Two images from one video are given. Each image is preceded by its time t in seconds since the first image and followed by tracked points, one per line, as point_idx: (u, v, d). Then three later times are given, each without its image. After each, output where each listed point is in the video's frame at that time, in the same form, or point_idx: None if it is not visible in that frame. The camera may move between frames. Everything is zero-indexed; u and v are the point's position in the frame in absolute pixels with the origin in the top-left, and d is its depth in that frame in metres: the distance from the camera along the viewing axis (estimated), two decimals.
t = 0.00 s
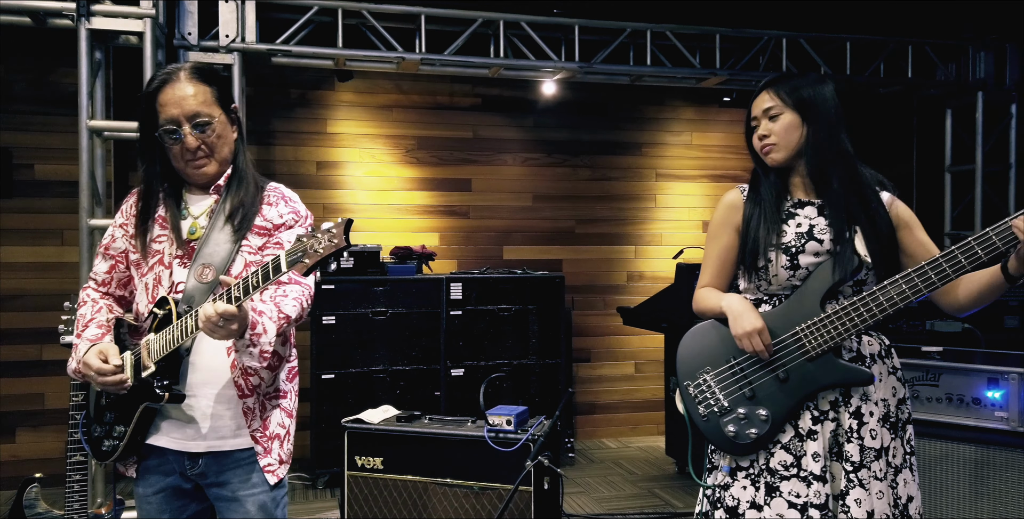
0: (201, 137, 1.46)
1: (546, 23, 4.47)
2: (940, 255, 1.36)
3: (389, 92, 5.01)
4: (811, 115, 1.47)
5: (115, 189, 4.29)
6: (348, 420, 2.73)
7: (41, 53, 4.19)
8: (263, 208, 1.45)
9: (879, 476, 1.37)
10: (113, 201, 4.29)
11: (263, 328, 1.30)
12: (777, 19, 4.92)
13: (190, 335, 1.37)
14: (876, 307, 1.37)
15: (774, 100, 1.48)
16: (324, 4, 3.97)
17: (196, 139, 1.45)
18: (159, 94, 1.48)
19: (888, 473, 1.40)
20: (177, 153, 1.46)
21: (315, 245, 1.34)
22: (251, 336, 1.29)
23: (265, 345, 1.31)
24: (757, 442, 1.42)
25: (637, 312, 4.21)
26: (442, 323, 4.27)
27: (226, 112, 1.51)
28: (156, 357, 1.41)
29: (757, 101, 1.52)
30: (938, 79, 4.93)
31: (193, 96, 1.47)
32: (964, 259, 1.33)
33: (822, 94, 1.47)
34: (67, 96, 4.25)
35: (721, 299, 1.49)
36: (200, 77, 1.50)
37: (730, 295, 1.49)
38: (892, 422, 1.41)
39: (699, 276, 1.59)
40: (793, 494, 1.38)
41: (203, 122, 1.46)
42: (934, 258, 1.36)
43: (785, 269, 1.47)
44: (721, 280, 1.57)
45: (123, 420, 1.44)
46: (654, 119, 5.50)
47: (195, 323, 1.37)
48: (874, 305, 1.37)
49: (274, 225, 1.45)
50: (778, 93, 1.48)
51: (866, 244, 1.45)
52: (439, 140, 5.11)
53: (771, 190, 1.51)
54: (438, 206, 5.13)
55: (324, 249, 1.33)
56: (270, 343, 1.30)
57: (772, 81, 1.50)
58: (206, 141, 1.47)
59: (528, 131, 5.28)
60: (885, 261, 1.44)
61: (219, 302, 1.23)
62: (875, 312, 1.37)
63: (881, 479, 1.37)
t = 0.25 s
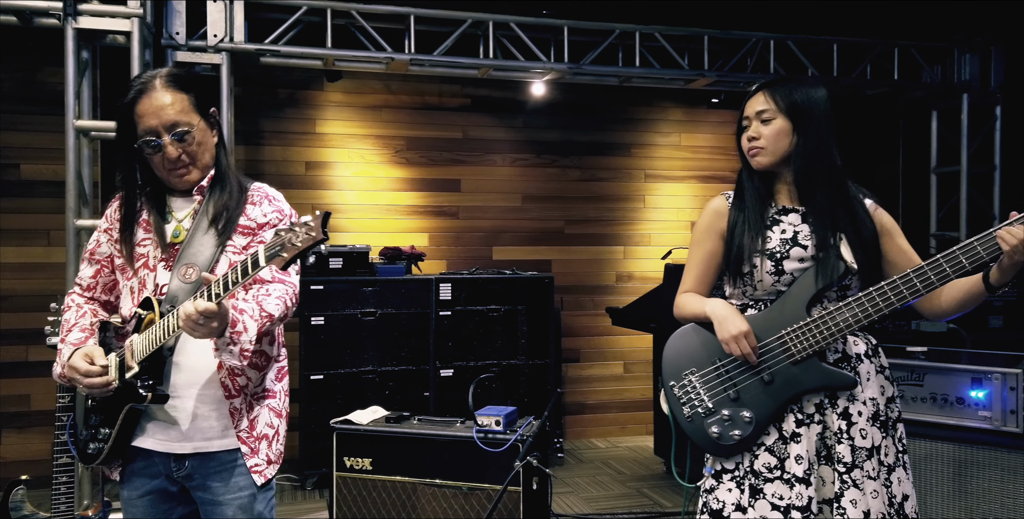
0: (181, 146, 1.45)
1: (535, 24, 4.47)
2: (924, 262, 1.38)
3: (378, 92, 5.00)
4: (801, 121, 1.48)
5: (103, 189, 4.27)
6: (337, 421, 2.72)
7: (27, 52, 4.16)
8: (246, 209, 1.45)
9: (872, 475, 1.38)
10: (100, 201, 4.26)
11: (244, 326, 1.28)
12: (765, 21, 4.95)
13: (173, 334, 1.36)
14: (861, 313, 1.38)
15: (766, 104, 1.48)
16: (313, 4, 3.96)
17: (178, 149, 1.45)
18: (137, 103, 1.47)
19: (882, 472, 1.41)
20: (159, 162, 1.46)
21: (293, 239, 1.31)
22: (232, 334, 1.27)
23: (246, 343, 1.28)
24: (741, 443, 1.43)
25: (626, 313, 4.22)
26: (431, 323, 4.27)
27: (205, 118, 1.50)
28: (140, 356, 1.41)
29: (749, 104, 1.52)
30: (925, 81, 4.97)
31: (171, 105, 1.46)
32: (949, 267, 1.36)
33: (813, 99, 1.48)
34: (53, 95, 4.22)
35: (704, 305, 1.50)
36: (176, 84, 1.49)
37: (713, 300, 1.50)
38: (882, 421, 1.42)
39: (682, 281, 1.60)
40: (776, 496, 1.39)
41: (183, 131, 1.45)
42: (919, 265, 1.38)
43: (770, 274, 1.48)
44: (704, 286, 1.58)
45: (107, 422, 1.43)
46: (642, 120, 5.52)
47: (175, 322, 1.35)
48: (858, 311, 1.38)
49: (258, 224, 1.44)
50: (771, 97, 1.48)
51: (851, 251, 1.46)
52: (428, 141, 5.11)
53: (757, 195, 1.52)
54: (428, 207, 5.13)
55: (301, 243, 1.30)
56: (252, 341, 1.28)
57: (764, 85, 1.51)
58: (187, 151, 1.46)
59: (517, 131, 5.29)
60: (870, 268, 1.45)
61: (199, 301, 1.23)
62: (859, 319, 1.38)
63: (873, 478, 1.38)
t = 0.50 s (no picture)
0: (157, 137, 1.45)
1: (520, 24, 4.48)
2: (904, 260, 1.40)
3: (362, 92, 4.98)
4: (781, 117, 1.49)
5: (83, 189, 4.24)
6: (320, 422, 2.71)
7: (6, 50, 4.11)
8: (225, 206, 1.45)
9: (849, 472, 1.40)
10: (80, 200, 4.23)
11: (247, 320, 1.31)
12: (748, 22, 4.98)
13: (156, 336, 1.35)
14: (842, 310, 1.40)
15: (748, 100, 1.49)
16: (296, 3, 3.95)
17: (152, 139, 1.44)
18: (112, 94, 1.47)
19: (859, 470, 1.42)
20: (134, 155, 1.45)
21: (278, 241, 1.31)
22: (238, 326, 1.29)
23: (249, 335, 1.30)
24: (723, 439, 1.44)
25: (611, 312, 4.24)
26: (416, 324, 4.26)
27: (182, 111, 1.50)
28: (122, 359, 1.39)
29: (730, 100, 1.53)
30: (905, 83, 5.02)
31: (147, 96, 1.46)
32: (927, 266, 1.39)
33: (794, 96, 1.49)
34: (32, 93, 4.18)
35: (685, 303, 1.51)
36: (153, 76, 1.49)
37: (694, 299, 1.51)
38: (860, 419, 1.43)
39: (662, 276, 1.61)
40: (756, 491, 1.40)
41: (158, 121, 1.45)
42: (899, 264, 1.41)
43: (752, 271, 1.49)
44: (685, 281, 1.59)
45: (89, 424, 1.40)
46: (627, 120, 5.53)
47: (161, 321, 1.34)
48: (839, 308, 1.40)
49: (237, 223, 1.44)
50: (754, 93, 1.49)
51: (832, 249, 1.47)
52: (412, 140, 5.10)
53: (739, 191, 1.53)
54: (412, 207, 5.12)
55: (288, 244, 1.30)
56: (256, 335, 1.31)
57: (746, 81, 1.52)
58: (162, 141, 1.46)
59: (502, 132, 5.29)
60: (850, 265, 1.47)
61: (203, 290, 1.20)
62: (840, 315, 1.40)
63: (849, 475, 1.39)
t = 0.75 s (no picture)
0: (141, 140, 1.44)
1: (504, 25, 4.48)
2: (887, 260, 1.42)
3: (345, 92, 4.97)
4: (764, 119, 1.51)
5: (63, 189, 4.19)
6: (303, 423, 2.70)
7: None
8: (211, 207, 1.44)
9: (824, 472, 1.41)
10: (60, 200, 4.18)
11: (233, 318, 1.30)
12: (731, 24, 5.02)
13: (141, 340, 1.34)
14: (826, 308, 1.42)
15: (728, 102, 1.51)
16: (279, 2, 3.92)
17: (137, 143, 1.43)
18: (95, 97, 1.46)
19: (833, 470, 1.43)
20: (118, 158, 1.44)
21: (269, 247, 1.29)
22: (221, 327, 1.28)
23: (237, 334, 1.30)
24: (705, 436, 1.45)
25: (594, 313, 4.25)
26: (400, 324, 4.25)
27: (165, 113, 1.49)
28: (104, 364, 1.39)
29: (711, 102, 1.55)
30: (885, 85, 5.08)
31: (129, 98, 1.44)
32: (912, 267, 1.40)
33: (774, 99, 1.52)
34: (10, 92, 4.12)
35: (671, 299, 1.52)
36: (134, 78, 1.47)
37: (680, 296, 1.52)
38: (838, 419, 1.45)
39: (646, 273, 1.61)
40: (739, 488, 1.42)
41: (142, 124, 1.44)
42: (883, 263, 1.42)
43: (737, 270, 1.50)
44: (669, 279, 1.60)
45: (70, 428, 1.42)
46: (610, 121, 5.55)
47: (146, 326, 1.33)
48: (824, 306, 1.42)
49: (224, 222, 1.42)
50: (735, 95, 1.51)
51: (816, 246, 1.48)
52: (396, 140, 5.08)
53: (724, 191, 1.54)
54: (396, 207, 5.11)
55: (279, 251, 1.28)
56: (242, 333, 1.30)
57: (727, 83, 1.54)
58: (146, 144, 1.44)
59: (486, 132, 5.29)
60: (833, 264, 1.49)
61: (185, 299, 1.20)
62: (825, 313, 1.41)
63: (824, 474, 1.41)
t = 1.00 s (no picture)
0: (142, 134, 1.43)
1: (494, 24, 4.48)
2: (874, 266, 1.43)
3: (335, 91, 4.95)
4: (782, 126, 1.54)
5: (50, 188, 4.16)
6: (293, 423, 2.68)
7: None
8: (211, 205, 1.43)
9: (823, 470, 1.42)
10: (47, 199, 4.15)
11: (229, 316, 1.28)
12: (720, 24, 5.03)
13: (139, 339, 1.33)
14: (816, 313, 1.42)
15: (761, 104, 1.50)
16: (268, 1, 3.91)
17: (137, 137, 1.43)
18: (94, 91, 1.44)
19: (831, 468, 1.44)
20: (117, 152, 1.43)
21: (270, 241, 1.30)
22: (218, 324, 1.26)
23: (234, 333, 1.28)
24: (695, 440, 1.45)
25: (585, 312, 4.26)
26: (391, 324, 4.24)
27: (166, 107, 1.48)
28: (102, 363, 1.38)
29: (739, 98, 1.52)
30: (873, 85, 5.11)
31: (131, 92, 1.43)
32: (900, 273, 1.40)
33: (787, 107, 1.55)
34: None
35: (661, 304, 1.52)
36: (135, 71, 1.46)
37: (671, 300, 1.52)
38: (831, 417, 1.46)
39: (638, 279, 1.61)
40: (732, 492, 1.41)
41: (144, 118, 1.43)
42: (870, 268, 1.43)
43: (727, 274, 1.51)
44: (659, 284, 1.60)
45: (70, 429, 1.40)
46: (601, 121, 5.56)
47: (145, 325, 1.33)
48: (813, 311, 1.42)
49: (223, 221, 1.42)
50: (764, 97, 1.50)
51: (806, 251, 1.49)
52: (387, 140, 5.07)
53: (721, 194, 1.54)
54: (386, 206, 5.10)
55: (280, 245, 1.29)
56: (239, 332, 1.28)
57: (744, 84, 1.53)
58: (147, 139, 1.44)
59: (476, 131, 5.28)
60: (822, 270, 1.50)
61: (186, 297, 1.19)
62: (814, 318, 1.42)
63: (824, 473, 1.42)
